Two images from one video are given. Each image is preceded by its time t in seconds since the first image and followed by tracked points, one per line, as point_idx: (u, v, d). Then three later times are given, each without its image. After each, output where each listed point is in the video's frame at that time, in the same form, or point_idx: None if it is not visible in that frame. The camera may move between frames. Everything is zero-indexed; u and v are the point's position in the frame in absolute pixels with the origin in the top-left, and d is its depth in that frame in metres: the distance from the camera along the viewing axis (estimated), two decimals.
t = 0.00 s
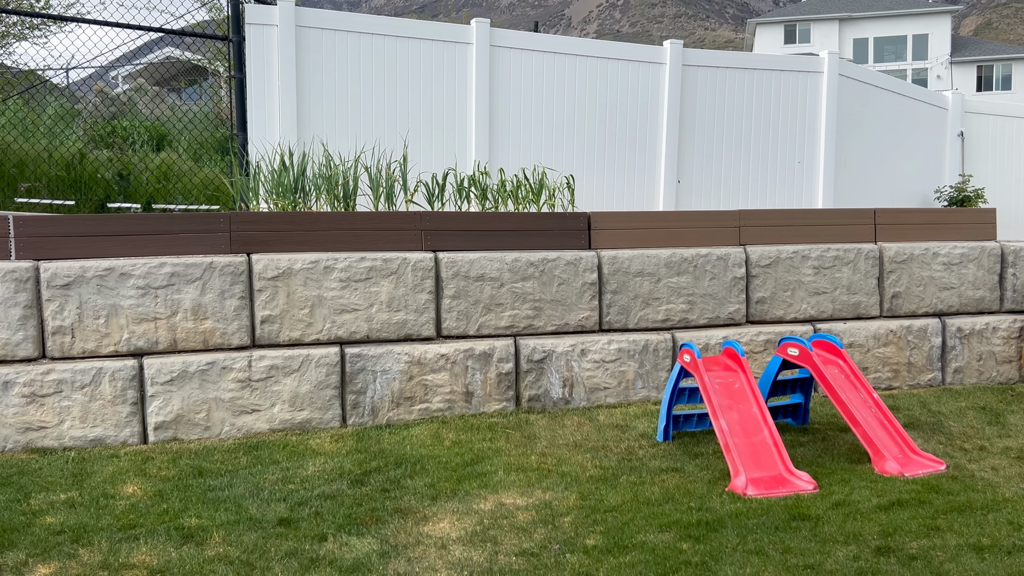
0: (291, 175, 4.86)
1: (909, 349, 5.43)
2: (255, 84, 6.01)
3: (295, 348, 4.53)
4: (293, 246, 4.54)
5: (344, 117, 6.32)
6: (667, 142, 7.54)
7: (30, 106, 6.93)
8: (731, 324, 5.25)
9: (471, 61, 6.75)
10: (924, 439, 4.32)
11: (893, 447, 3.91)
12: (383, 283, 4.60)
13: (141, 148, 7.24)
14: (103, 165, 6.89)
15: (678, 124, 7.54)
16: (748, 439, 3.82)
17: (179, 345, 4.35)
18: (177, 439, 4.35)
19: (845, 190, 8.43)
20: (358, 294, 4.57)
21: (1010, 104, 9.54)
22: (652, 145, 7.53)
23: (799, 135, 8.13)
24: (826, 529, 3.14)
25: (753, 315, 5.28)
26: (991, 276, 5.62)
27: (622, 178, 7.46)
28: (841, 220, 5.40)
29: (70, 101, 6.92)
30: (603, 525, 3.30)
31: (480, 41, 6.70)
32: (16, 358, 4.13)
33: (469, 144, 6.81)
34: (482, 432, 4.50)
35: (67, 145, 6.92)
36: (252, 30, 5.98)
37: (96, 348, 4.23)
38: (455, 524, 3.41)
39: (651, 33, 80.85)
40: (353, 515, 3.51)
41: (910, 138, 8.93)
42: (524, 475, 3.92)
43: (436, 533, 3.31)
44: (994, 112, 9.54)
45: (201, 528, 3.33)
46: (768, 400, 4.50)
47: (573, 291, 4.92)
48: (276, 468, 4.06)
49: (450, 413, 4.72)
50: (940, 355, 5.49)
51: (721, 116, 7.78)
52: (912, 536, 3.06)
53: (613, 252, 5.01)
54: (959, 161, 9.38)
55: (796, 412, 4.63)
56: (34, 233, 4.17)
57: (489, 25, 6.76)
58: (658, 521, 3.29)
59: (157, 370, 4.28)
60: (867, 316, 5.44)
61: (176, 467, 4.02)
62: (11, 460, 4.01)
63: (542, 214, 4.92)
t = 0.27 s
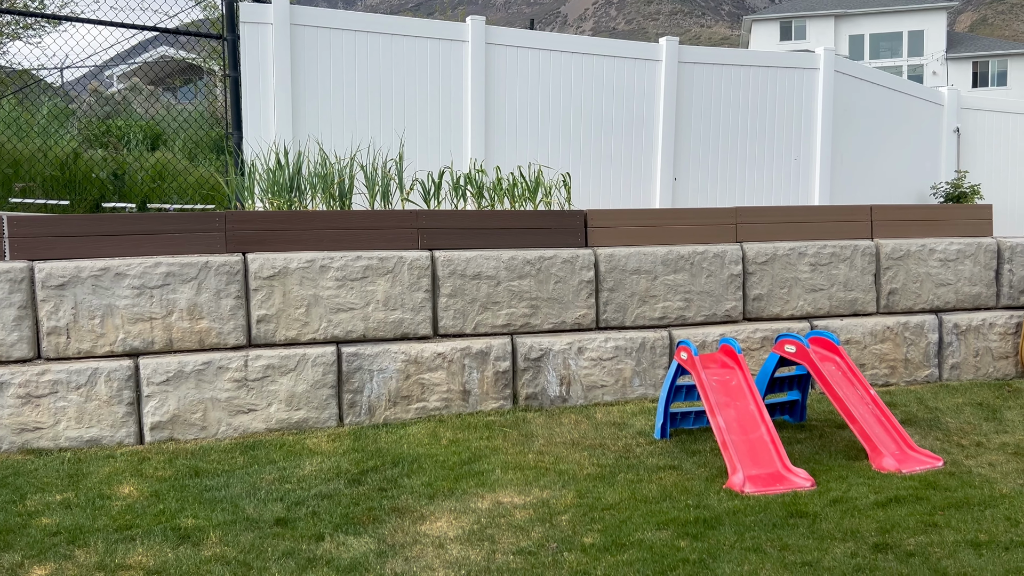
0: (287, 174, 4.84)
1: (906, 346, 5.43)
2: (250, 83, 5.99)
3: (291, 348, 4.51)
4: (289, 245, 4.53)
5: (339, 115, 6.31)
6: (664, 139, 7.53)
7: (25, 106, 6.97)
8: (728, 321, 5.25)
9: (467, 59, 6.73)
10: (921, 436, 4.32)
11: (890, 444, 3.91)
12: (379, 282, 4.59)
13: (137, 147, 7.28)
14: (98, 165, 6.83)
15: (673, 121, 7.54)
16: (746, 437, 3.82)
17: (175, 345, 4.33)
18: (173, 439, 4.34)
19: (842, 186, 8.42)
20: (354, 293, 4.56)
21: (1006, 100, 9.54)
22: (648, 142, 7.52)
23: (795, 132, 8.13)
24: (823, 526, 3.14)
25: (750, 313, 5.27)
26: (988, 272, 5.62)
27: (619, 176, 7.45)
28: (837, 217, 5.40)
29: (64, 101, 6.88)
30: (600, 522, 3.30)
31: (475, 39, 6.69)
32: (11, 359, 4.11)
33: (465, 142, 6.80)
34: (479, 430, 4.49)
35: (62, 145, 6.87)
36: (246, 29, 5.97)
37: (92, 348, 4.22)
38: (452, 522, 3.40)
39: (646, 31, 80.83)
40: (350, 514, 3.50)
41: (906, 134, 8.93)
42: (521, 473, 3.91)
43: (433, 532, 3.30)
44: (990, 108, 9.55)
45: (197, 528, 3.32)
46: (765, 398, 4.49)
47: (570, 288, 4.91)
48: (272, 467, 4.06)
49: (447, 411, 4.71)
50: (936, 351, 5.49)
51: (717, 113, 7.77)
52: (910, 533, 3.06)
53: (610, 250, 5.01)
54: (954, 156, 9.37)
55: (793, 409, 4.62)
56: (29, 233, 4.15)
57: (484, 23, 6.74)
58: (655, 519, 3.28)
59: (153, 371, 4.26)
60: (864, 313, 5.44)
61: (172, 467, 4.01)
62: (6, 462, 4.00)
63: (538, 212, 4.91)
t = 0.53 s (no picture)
0: (281, 173, 4.82)
1: (902, 342, 5.43)
2: (243, 83, 5.97)
3: (287, 348, 4.50)
4: (284, 245, 4.51)
5: (333, 114, 6.29)
6: (659, 137, 7.52)
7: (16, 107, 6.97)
8: (724, 318, 5.25)
9: (461, 57, 6.71)
10: (918, 431, 4.32)
11: (887, 440, 3.92)
12: (374, 281, 4.57)
13: (130, 149, 7.14)
14: (91, 166, 6.81)
15: (668, 118, 7.53)
16: (743, 433, 3.82)
17: (170, 346, 4.31)
18: (169, 440, 4.32)
19: (836, 183, 8.43)
20: (349, 293, 4.54)
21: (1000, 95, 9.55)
22: (642, 139, 7.52)
23: (790, 129, 8.13)
24: (822, 522, 3.14)
25: (746, 309, 5.27)
26: (983, 267, 5.62)
27: (614, 174, 7.45)
28: (832, 213, 5.40)
29: (57, 101, 7.01)
30: (599, 521, 3.29)
31: (469, 37, 6.67)
32: (5, 361, 4.09)
33: (460, 141, 6.78)
34: (476, 429, 4.48)
35: (55, 145, 6.84)
36: (239, 28, 5.94)
37: (86, 350, 4.19)
38: (450, 522, 3.39)
39: (640, 29, 80.87)
40: (347, 514, 3.49)
41: (900, 130, 8.93)
42: (519, 472, 3.90)
43: (431, 532, 3.29)
44: (984, 104, 9.55)
45: (194, 530, 3.30)
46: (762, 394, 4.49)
47: (566, 287, 4.90)
48: (269, 468, 4.04)
49: (444, 411, 4.70)
50: (932, 347, 5.50)
51: (711, 111, 7.77)
52: (908, 528, 3.06)
53: (606, 247, 5.00)
54: (949, 150, 9.39)
55: (790, 405, 4.62)
56: (22, 235, 4.13)
57: (478, 21, 6.73)
58: (654, 517, 3.28)
59: (148, 372, 4.24)
60: (860, 309, 5.44)
61: (168, 469, 3.99)
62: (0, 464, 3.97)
63: (534, 210, 4.89)
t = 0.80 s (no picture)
0: (271, 173, 4.79)
1: (894, 337, 5.44)
2: (232, 82, 5.93)
3: (278, 349, 4.47)
4: (274, 245, 4.49)
5: (322, 114, 6.25)
6: (650, 134, 7.52)
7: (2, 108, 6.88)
8: (717, 315, 5.24)
9: (451, 56, 6.69)
10: (911, 426, 4.33)
11: (881, 435, 3.92)
12: (366, 281, 4.55)
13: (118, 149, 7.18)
14: (79, 167, 6.74)
15: (659, 116, 7.53)
16: (737, 431, 3.81)
17: (160, 348, 4.28)
18: (160, 443, 4.29)
19: (827, 179, 8.45)
20: (341, 293, 4.52)
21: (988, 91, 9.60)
22: (633, 137, 7.51)
23: (781, 125, 8.13)
24: (816, 519, 3.13)
25: (738, 306, 5.27)
26: (974, 262, 5.64)
27: (605, 171, 7.44)
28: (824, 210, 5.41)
29: (44, 103, 6.86)
30: (593, 519, 3.28)
31: (459, 35, 6.64)
32: None
33: (450, 140, 6.76)
34: (469, 429, 4.46)
35: (42, 146, 6.77)
36: (227, 27, 5.91)
37: (75, 352, 4.15)
38: (444, 522, 3.37)
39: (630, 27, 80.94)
40: (340, 516, 3.46)
41: (890, 126, 8.95)
42: (512, 471, 3.89)
43: (425, 532, 3.28)
44: (972, 99, 9.59)
45: (185, 533, 3.28)
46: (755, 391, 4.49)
47: (559, 285, 4.89)
48: (261, 470, 4.02)
49: (437, 410, 4.67)
50: (924, 342, 5.51)
51: (702, 108, 7.77)
52: (902, 524, 3.06)
53: (598, 245, 4.99)
54: (938, 146, 9.36)
55: (783, 402, 4.62)
56: (9, 237, 4.09)
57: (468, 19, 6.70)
58: (648, 515, 3.27)
59: (139, 374, 4.21)
60: (852, 305, 5.45)
61: (160, 472, 3.96)
62: None
63: (525, 209, 4.88)
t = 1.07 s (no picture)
0: (251, 174, 4.70)
1: (880, 335, 5.43)
2: (211, 82, 5.85)
3: (259, 352, 4.40)
4: (254, 247, 4.41)
5: (303, 113, 6.17)
6: (635, 133, 7.48)
7: None
8: (703, 315, 5.20)
9: (433, 54, 6.63)
10: (898, 425, 4.31)
11: (868, 434, 3.90)
12: (348, 282, 4.48)
13: (97, 150, 6.88)
14: (54, 168, 6.66)
15: (644, 114, 7.50)
16: (723, 431, 3.77)
17: (138, 352, 4.20)
18: (138, 449, 4.20)
19: (813, 177, 8.44)
20: (322, 295, 4.45)
21: (972, 88, 9.61)
22: (618, 136, 7.47)
23: (765, 123, 8.12)
24: (804, 519, 3.10)
25: (724, 305, 5.24)
26: (959, 259, 5.62)
27: (589, 170, 7.39)
28: (809, 208, 5.39)
29: (21, 104, 6.59)
30: (578, 523, 3.23)
31: (442, 33, 6.59)
32: None
33: (434, 139, 6.69)
34: (454, 431, 4.40)
35: (16, 148, 6.61)
36: (206, 26, 5.82)
37: (50, 357, 4.06)
38: (428, 528, 3.31)
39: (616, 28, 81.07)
40: (321, 522, 3.40)
41: (875, 124, 8.96)
42: (497, 475, 3.83)
43: (408, 538, 3.22)
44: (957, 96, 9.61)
45: (163, 541, 3.20)
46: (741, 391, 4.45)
47: (544, 285, 4.83)
48: (242, 475, 3.95)
49: (421, 413, 4.61)
50: (911, 340, 5.49)
51: (686, 106, 7.75)
52: (891, 524, 3.03)
53: (584, 245, 4.94)
54: (924, 143, 9.40)
55: (769, 401, 4.59)
56: None
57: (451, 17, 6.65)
58: (635, 517, 3.22)
59: (116, 379, 4.13)
60: (838, 303, 5.43)
61: (138, 478, 3.88)
62: None
63: (509, 209, 4.82)
